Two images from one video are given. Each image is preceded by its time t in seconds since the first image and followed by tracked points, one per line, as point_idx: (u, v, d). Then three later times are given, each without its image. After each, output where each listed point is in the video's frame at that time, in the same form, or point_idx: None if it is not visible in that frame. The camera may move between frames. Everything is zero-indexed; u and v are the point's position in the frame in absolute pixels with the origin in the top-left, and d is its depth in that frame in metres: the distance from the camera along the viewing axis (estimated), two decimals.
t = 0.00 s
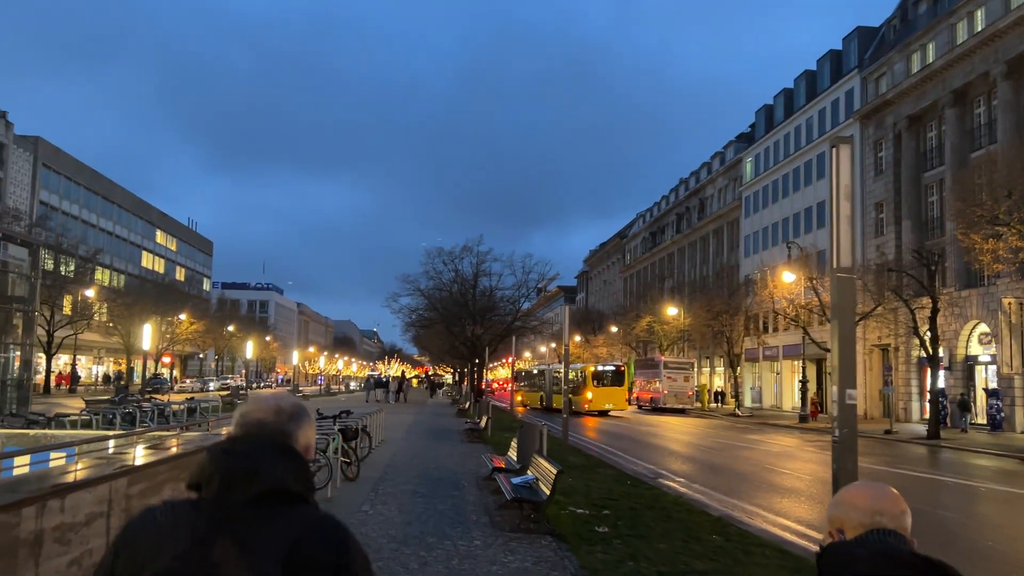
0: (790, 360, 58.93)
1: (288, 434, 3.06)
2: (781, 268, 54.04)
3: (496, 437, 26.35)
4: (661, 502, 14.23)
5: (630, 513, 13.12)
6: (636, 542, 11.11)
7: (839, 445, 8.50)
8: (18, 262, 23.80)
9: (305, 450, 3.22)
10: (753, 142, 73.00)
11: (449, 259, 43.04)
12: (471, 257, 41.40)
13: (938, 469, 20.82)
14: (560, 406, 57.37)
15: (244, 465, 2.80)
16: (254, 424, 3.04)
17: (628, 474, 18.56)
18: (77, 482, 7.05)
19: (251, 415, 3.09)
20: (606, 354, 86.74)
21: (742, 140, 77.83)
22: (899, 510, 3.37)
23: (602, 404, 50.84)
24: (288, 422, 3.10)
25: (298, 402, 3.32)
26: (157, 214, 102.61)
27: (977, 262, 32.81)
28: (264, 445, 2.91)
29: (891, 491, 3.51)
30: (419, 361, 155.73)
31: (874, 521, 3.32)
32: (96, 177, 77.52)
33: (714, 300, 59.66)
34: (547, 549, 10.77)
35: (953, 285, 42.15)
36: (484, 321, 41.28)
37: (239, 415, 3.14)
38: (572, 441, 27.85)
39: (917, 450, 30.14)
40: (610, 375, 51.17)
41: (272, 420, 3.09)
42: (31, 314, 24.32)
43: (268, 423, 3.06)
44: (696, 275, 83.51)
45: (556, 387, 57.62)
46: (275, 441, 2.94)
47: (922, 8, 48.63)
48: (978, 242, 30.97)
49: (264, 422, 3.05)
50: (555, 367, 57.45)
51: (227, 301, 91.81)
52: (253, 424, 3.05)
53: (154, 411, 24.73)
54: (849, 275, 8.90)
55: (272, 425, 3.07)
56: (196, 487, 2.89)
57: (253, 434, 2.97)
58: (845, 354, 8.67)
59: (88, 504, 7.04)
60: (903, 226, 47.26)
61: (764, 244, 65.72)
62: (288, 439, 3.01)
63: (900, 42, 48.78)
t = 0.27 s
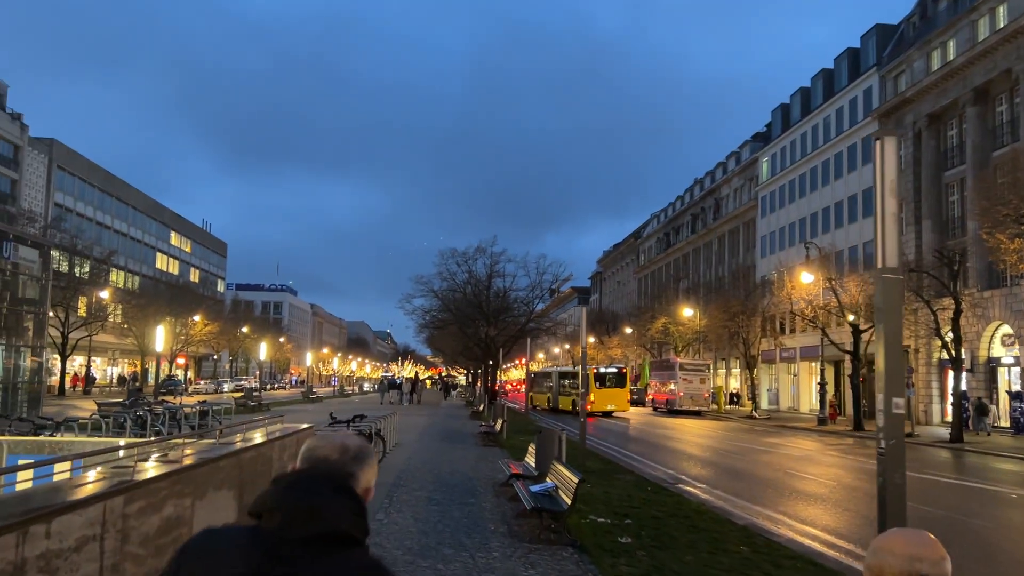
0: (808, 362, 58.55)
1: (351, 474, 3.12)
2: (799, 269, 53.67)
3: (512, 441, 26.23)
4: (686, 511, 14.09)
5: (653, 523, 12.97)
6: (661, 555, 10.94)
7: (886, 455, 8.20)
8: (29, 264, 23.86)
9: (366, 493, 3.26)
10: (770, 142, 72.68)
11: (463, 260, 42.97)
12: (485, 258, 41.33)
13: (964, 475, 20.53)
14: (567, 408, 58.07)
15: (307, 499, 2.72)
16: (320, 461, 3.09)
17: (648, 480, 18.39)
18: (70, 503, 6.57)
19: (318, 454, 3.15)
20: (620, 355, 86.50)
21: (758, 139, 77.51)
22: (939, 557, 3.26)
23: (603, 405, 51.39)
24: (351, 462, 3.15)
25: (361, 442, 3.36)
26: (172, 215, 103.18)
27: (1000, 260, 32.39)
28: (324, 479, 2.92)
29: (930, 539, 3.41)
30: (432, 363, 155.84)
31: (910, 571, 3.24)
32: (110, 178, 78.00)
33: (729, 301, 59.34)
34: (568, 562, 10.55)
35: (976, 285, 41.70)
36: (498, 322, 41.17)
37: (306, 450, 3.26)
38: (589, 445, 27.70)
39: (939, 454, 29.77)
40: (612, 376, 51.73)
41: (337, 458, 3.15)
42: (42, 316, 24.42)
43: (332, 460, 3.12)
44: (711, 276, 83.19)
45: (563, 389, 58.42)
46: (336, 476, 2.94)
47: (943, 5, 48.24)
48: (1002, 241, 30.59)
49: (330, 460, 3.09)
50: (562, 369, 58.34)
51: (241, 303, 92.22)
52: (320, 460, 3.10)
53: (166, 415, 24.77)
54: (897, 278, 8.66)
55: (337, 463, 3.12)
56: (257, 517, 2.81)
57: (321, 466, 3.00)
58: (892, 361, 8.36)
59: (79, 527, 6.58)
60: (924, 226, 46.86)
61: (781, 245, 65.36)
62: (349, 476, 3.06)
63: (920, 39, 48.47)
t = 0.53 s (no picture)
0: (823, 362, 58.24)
1: (351, 437, 3.14)
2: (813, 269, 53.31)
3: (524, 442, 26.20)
4: (705, 513, 13.98)
5: (673, 526, 12.89)
6: (685, 559, 10.84)
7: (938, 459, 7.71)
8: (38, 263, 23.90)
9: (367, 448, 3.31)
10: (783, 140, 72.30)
11: (474, 260, 42.89)
12: (496, 258, 41.24)
13: (983, 476, 20.40)
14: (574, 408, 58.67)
15: (321, 472, 2.83)
16: (319, 431, 3.12)
17: (665, 482, 18.27)
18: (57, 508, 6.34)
19: (313, 425, 3.18)
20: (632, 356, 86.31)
21: (770, 138, 77.11)
22: (972, 515, 3.30)
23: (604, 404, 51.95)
24: (348, 426, 3.19)
25: (353, 408, 3.39)
26: (182, 216, 103.42)
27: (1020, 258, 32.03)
28: (326, 448, 2.97)
29: (963, 498, 3.45)
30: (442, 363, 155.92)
31: (946, 529, 3.27)
32: (121, 178, 78.20)
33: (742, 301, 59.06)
34: (591, 567, 10.43)
35: (996, 285, 41.30)
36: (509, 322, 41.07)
37: (298, 427, 3.23)
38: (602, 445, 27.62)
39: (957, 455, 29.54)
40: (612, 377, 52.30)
41: (333, 427, 3.16)
42: (51, 315, 24.53)
43: (330, 428, 3.13)
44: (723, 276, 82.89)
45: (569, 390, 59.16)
46: (339, 444, 3.01)
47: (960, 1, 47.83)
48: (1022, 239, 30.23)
49: (327, 429, 3.13)
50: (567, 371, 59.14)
51: (252, 304, 92.43)
52: (316, 433, 3.13)
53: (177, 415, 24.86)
54: (946, 266, 8.12)
55: (334, 430, 3.14)
56: (273, 497, 2.91)
57: (322, 438, 3.06)
58: (942, 359, 7.83)
59: (67, 536, 6.36)
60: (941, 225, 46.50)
61: (795, 244, 65.06)
62: (349, 442, 3.09)
63: (936, 36, 48.06)
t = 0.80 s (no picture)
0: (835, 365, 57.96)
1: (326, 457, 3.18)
2: (824, 270, 52.99)
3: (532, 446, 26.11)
4: (721, 522, 13.84)
5: (689, 536, 12.78)
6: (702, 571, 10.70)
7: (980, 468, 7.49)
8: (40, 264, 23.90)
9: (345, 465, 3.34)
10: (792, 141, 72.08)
11: (482, 262, 42.82)
12: (504, 260, 41.18)
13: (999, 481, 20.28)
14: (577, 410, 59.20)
15: (307, 493, 2.83)
16: (294, 454, 3.15)
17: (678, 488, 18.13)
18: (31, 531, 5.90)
19: (287, 451, 3.21)
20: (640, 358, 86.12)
21: (780, 139, 76.90)
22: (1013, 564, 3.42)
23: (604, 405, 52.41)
24: (322, 448, 3.23)
25: (324, 429, 3.45)
26: (190, 218, 103.69)
27: None
28: (314, 473, 2.97)
29: (1001, 547, 3.57)
30: (450, 365, 155.92)
31: None
32: (129, 180, 78.40)
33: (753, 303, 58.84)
34: None
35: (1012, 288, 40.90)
36: (517, 325, 40.97)
37: (272, 456, 3.28)
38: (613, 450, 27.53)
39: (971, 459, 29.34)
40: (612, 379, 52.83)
41: (306, 450, 3.19)
42: (53, 317, 24.57)
43: (306, 450, 3.17)
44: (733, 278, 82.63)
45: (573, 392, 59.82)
46: (322, 468, 3.00)
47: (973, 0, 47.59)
48: None
49: (301, 453, 3.15)
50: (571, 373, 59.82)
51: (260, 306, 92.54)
52: (292, 456, 3.15)
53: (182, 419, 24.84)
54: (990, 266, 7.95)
55: (306, 453, 3.17)
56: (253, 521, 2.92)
57: (304, 458, 3.08)
58: (985, 363, 7.61)
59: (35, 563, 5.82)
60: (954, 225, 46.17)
61: (807, 245, 64.84)
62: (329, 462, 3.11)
63: (948, 35, 47.82)
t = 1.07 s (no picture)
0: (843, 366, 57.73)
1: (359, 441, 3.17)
2: (831, 271, 52.65)
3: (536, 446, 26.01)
4: (731, 524, 13.76)
5: (700, 539, 12.69)
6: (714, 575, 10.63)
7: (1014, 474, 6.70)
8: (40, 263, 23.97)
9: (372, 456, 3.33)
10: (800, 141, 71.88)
11: (486, 262, 42.76)
12: (509, 260, 41.15)
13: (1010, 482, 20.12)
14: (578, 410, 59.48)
15: (323, 471, 2.86)
16: (327, 433, 3.15)
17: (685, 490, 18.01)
18: None
19: (323, 424, 3.21)
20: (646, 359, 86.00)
21: (788, 139, 76.72)
22: None
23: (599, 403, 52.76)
24: (356, 429, 3.23)
25: (366, 409, 3.43)
26: (195, 219, 103.97)
27: None
28: (332, 453, 2.98)
29: (1010, 492, 3.53)
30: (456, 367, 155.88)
31: (1001, 527, 3.31)
32: (133, 181, 78.58)
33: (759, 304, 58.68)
34: None
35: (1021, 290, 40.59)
36: (522, 325, 40.90)
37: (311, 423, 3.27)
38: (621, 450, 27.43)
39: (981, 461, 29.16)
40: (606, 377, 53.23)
41: (341, 428, 3.20)
42: (52, 316, 24.66)
43: (337, 430, 3.17)
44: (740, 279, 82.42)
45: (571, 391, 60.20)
46: (345, 449, 3.04)
47: None
48: None
49: (337, 433, 3.16)
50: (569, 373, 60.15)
51: (265, 307, 92.67)
52: (323, 434, 3.17)
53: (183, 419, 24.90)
54: None
55: (341, 432, 3.18)
56: (272, 492, 2.94)
57: (323, 439, 3.11)
58: None
59: None
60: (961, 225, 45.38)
61: (815, 245, 64.68)
62: (353, 444, 3.13)
63: (956, 34, 47.60)
